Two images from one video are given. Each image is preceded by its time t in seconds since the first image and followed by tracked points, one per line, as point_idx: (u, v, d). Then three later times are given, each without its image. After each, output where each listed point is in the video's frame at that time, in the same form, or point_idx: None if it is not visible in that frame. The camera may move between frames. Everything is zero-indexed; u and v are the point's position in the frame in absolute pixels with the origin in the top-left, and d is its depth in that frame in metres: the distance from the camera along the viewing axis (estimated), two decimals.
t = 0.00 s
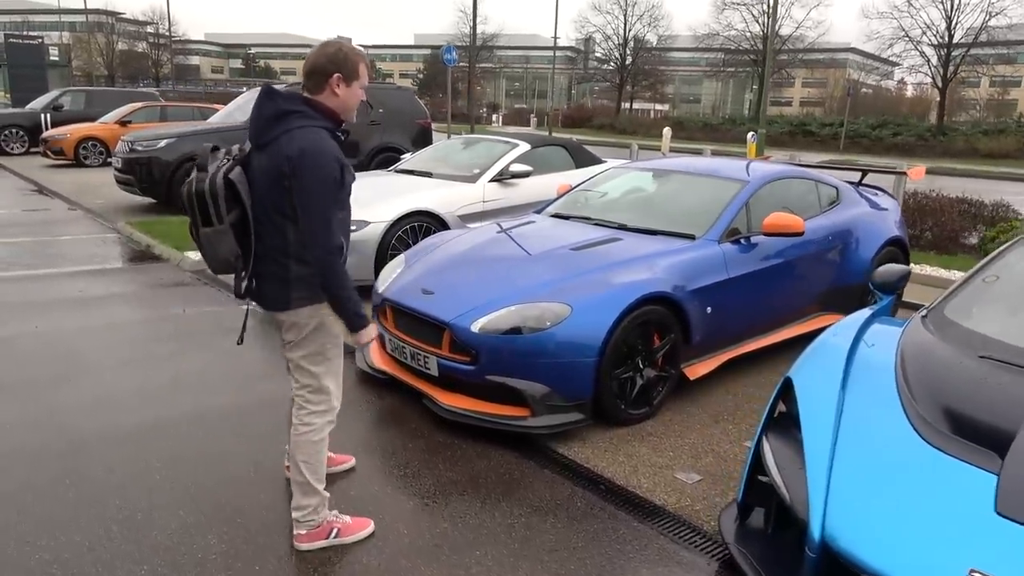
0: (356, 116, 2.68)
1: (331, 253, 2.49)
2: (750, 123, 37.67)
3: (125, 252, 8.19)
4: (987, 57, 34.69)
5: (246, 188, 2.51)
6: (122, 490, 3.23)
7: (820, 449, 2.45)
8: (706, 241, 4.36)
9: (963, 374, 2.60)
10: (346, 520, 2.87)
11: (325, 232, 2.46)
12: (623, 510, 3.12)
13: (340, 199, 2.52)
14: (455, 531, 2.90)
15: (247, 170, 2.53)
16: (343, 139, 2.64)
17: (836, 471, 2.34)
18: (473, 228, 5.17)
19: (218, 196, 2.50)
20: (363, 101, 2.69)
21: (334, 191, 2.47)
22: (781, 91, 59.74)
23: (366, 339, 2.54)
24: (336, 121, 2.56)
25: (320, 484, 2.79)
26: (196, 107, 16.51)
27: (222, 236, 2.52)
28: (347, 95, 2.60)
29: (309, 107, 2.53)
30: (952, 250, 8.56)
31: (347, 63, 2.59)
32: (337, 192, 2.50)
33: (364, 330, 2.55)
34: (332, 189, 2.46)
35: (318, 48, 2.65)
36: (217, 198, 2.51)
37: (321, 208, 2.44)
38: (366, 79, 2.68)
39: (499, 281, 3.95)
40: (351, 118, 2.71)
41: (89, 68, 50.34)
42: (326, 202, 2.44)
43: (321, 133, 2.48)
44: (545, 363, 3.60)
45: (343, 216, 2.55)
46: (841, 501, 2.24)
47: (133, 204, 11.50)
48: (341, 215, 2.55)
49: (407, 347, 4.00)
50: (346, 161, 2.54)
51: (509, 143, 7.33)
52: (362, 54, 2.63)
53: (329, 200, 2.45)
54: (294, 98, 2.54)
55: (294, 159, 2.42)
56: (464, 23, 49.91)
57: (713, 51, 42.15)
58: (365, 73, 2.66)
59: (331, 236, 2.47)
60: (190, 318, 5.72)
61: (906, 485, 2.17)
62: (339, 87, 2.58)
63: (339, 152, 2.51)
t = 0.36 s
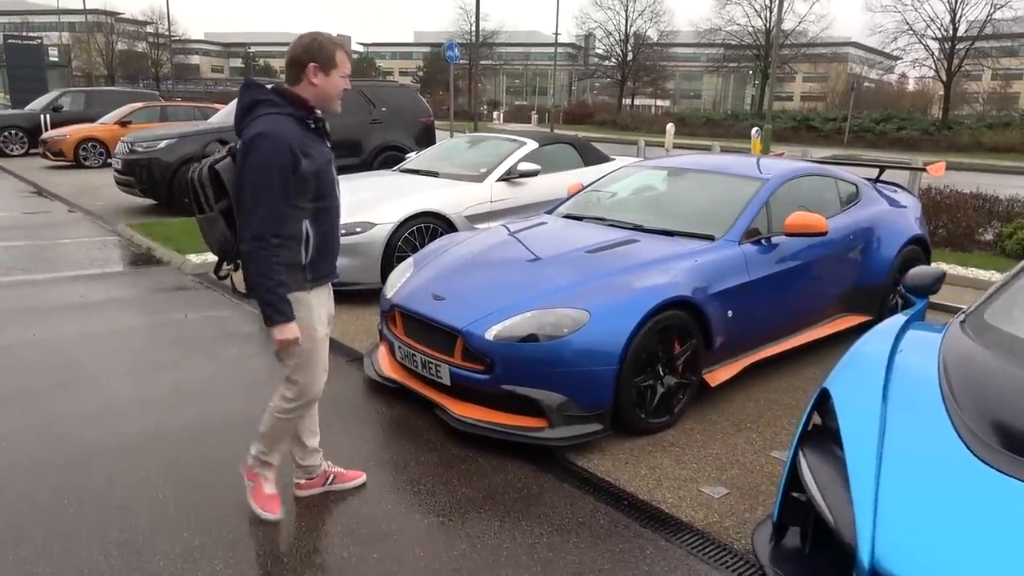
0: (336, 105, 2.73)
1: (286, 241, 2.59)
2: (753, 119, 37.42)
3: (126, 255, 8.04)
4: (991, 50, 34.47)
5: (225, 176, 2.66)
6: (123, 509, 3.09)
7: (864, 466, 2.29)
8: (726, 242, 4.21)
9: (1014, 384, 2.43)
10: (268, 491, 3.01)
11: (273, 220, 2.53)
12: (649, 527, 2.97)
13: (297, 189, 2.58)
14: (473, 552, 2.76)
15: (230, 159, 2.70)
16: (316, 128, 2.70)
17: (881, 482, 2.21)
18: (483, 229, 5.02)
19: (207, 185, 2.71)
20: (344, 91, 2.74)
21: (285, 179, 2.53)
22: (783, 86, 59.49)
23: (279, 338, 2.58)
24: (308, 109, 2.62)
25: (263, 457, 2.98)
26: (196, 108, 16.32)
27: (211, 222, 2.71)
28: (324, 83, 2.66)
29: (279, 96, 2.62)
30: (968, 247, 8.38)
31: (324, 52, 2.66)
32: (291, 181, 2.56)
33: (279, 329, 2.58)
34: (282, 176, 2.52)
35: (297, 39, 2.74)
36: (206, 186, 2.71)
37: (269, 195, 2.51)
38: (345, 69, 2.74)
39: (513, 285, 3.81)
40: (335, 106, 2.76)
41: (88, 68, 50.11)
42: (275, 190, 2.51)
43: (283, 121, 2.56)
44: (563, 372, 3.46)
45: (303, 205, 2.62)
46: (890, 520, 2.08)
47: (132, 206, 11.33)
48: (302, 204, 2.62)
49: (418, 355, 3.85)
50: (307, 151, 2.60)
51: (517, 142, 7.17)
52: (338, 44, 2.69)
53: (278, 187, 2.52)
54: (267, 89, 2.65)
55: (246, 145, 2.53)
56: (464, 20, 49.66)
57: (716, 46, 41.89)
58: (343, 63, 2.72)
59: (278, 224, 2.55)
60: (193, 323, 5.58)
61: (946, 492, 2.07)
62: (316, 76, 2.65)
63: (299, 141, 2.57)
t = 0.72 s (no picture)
0: (267, 112, 2.65)
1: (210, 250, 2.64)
2: (739, 116, 37.48)
3: (108, 258, 7.84)
4: (975, 48, 34.67)
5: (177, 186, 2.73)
6: (103, 530, 2.93)
7: (884, 481, 2.19)
8: (728, 245, 4.10)
9: None
10: (213, 483, 3.12)
11: (184, 228, 2.49)
12: (655, 545, 2.85)
13: (209, 199, 2.55)
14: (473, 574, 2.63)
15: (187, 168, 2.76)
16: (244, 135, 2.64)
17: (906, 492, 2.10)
18: (477, 231, 4.88)
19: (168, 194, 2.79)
20: (277, 97, 2.66)
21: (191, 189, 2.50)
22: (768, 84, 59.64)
23: (237, 338, 2.58)
24: (227, 114, 2.57)
25: (214, 451, 3.09)
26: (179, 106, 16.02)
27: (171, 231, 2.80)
28: (249, 88, 2.60)
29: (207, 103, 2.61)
30: (962, 246, 8.32)
31: (251, 56, 2.60)
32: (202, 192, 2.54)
33: (234, 328, 2.57)
34: (189, 187, 2.50)
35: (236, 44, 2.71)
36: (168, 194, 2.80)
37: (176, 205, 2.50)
38: (277, 74, 2.66)
39: (509, 291, 3.68)
40: (271, 113, 2.68)
41: (69, 66, 49.34)
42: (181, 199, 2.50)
43: (193, 129, 2.55)
44: (562, 382, 3.34)
45: (226, 216, 2.62)
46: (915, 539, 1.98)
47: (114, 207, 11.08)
48: (221, 214, 2.61)
49: (412, 364, 3.72)
50: (218, 160, 2.55)
51: (508, 141, 7.04)
52: (267, 49, 2.62)
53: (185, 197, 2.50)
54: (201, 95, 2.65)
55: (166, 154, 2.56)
56: (451, 17, 49.44)
57: (702, 43, 41.90)
58: (274, 69, 2.64)
59: (195, 235, 2.53)
60: (177, 329, 5.41)
61: (969, 502, 1.99)
62: (241, 80, 2.60)
63: (206, 149, 2.53)
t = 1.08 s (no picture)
0: (207, 109, 2.63)
1: (162, 247, 2.71)
2: (726, 116, 37.56)
3: (90, 258, 7.66)
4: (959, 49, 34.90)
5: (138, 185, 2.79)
6: (86, 548, 2.80)
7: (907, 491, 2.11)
8: (731, 248, 4.02)
9: None
10: (202, 496, 3.03)
11: (111, 228, 2.53)
12: (663, 559, 2.76)
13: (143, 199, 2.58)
14: None
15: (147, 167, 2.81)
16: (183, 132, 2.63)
17: (933, 498, 2.03)
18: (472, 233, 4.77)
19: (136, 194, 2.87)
20: (218, 94, 2.64)
21: (124, 190, 2.53)
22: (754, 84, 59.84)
23: (96, 351, 2.57)
24: (164, 113, 2.57)
25: (200, 459, 3.04)
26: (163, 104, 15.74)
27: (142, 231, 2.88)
28: (186, 84, 2.58)
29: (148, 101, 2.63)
30: (955, 247, 8.30)
31: (188, 53, 2.59)
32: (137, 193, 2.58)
33: (97, 341, 2.56)
34: (124, 188, 2.53)
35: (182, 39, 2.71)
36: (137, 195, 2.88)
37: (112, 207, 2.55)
38: (218, 72, 2.63)
39: (508, 295, 3.57)
40: (212, 110, 2.66)
41: (50, 63, 48.62)
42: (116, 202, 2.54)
43: (131, 129, 2.58)
44: (564, 389, 3.24)
45: (167, 215, 2.65)
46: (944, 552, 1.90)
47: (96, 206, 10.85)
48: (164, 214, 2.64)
49: (407, 370, 3.60)
50: (153, 160, 2.56)
51: (501, 140, 6.93)
52: (205, 46, 2.60)
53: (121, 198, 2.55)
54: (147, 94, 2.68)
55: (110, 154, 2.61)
56: (438, 14, 49.18)
57: (690, 43, 41.91)
58: (214, 65, 2.62)
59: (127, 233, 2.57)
60: (162, 333, 5.27)
61: (996, 513, 1.91)
62: (179, 76, 2.58)
63: (140, 150, 2.55)
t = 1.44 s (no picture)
0: (210, 111, 2.61)
1: (172, 249, 2.72)
2: (726, 115, 37.44)
3: (90, 261, 7.53)
4: (959, 48, 34.84)
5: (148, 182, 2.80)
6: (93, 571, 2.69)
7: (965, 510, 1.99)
8: (754, 253, 3.91)
9: None
10: (214, 514, 2.92)
11: (117, 227, 2.55)
12: None
13: (148, 200, 2.59)
14: None
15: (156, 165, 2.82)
16: (188, 135, 2.61)
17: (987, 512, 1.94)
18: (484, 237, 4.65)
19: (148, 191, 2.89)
20: (222, 97, 2.61)
21: (129, 191, 2.55)
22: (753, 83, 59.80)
23: (124, 352, 2.63)
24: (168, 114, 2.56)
25: (210, 472, 2.95)
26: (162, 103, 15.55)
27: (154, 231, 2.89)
28: (191, 87, 2.55)
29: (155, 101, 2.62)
30: (968, 250, 8.19)
31: (193, 55, 2.55)
32: (144, 194, 2.58)
33: (123, 342, 2.62)
34: (129, 190, 2.55)
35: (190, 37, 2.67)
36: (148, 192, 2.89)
37: (118, 209, 2.56)
38: (223, 74, 2.59)
39: (527, 302, 3.45)
40: (218, 112, 2.64)
41: (46, 61, 48.34)
42: (121, 204, 2.55)
43: (136, 130, 2.58)
44: (588, 401, 3.13)
45: (176, 216, 2.66)
46: None
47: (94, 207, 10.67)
48: (172, 214, 2.66)
49: (423, 380, 3.48)
50: (157, 161, 2.56)
51: (509, 141, 6.80)
52: (210, 47, 2.56)
53: (126, 200, 2.55)
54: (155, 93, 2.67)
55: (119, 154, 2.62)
56: (436, 12, 48.96)
57: (689, 41, 41.79)
58: (219, 67, 2.57)
59: (133, 233, 2.59)
60: (165, 339, 5.15)
61: None
62: (184, 78, 2.55)
63: (144, 151, 2.55)
